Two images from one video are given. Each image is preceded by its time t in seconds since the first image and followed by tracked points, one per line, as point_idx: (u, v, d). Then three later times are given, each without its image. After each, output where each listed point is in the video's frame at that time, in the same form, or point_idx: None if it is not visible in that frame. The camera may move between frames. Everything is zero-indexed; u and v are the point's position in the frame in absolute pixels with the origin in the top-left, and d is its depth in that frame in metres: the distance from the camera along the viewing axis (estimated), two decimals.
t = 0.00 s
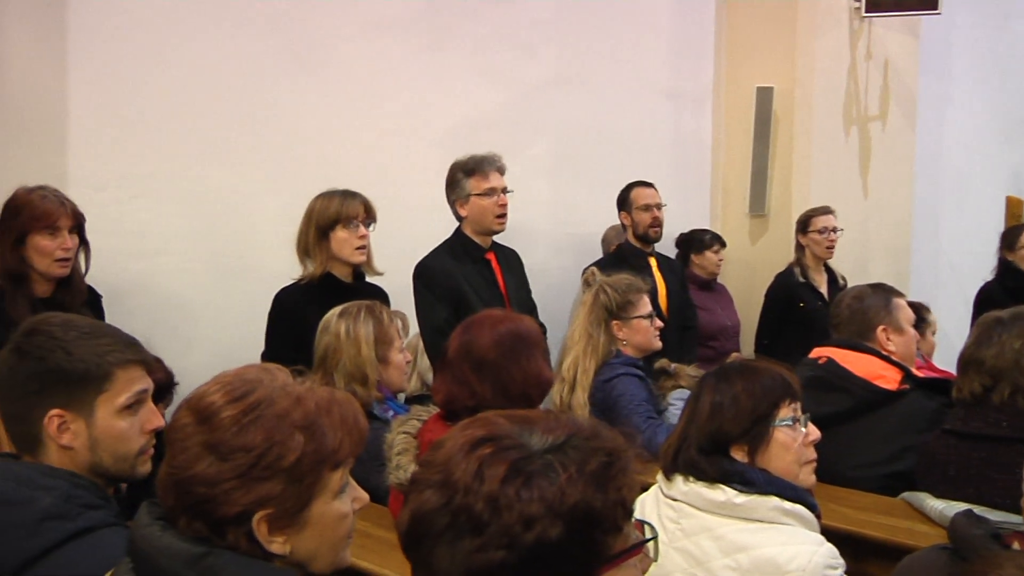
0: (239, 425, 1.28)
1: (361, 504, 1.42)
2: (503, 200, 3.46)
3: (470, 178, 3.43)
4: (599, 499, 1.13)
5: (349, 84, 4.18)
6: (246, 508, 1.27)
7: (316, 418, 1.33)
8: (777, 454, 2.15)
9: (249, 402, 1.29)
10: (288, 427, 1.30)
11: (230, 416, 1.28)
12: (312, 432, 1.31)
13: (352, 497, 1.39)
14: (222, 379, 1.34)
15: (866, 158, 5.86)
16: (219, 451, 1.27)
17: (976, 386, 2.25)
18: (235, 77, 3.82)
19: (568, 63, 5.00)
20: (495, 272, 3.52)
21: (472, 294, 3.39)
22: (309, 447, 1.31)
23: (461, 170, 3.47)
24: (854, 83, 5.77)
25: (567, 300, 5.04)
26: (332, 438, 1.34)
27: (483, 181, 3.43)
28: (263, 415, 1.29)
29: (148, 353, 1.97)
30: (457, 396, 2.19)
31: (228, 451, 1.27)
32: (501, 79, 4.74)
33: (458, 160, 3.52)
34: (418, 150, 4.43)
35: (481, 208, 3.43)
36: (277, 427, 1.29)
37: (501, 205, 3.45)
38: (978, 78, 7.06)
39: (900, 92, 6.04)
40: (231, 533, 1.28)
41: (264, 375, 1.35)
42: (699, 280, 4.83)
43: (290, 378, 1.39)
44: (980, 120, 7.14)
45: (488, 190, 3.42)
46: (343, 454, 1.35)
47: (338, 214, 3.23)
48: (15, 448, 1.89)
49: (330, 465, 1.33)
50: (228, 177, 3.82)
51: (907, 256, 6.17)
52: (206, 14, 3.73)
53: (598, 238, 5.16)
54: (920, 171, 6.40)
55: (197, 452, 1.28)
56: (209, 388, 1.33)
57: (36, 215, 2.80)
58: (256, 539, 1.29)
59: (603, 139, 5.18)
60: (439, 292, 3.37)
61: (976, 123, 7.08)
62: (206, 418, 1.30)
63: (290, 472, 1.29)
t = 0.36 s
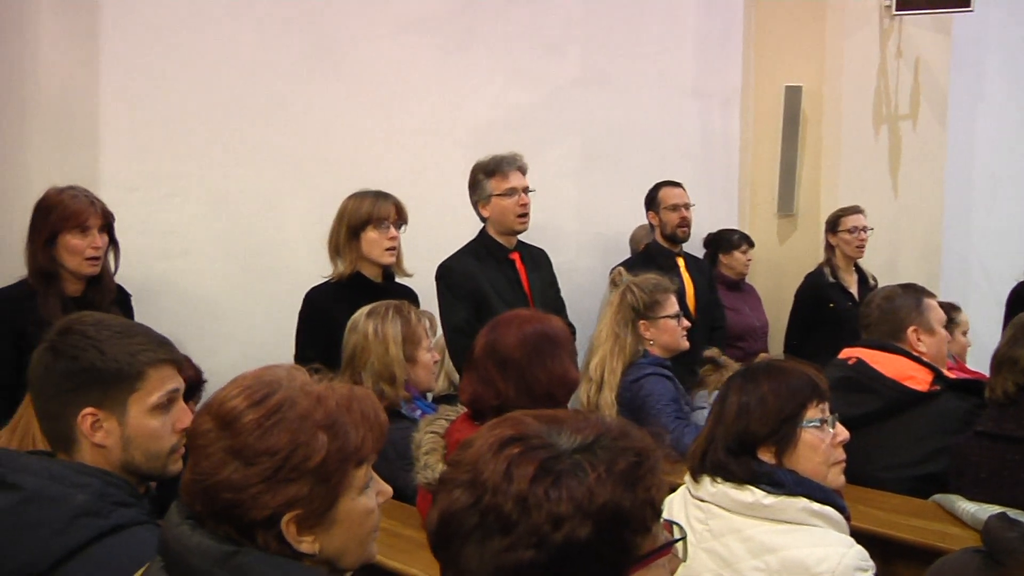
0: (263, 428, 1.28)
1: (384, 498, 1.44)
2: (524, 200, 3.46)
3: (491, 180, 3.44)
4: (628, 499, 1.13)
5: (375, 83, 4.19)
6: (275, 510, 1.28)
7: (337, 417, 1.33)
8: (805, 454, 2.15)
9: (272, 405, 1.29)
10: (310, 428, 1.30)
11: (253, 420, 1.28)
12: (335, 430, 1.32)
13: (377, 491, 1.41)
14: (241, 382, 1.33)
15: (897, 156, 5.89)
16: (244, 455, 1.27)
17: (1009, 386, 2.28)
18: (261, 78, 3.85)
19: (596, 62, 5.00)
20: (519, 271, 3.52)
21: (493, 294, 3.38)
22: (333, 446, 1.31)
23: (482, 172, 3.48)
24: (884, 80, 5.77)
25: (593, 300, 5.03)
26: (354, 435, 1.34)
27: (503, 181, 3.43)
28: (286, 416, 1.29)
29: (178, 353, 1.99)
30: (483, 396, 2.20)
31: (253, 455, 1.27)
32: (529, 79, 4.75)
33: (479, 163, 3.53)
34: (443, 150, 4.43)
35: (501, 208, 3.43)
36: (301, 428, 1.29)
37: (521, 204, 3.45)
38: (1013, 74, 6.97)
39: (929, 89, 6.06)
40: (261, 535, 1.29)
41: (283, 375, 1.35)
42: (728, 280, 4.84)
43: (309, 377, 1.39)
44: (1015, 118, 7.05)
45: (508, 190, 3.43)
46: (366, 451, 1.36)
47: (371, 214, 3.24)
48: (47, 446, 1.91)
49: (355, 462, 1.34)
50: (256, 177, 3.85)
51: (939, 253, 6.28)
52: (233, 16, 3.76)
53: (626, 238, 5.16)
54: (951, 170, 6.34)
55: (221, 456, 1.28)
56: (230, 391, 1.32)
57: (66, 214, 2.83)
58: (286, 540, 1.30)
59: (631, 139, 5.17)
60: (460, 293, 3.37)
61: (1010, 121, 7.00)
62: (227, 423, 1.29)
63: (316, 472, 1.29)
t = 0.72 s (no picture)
0: (292, 435, 1.28)
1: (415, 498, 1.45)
2: (557, 204, 3.46)
3: (525, 184, 3.46)
4: (665, 503, 1.12)
5: (412, 88, 4.21)
6: (307, 516, 1.28)
7: (366, 420, 1.33)
8: (842, 460, 2.14)
9: (301, 411, 1.29)
10: (339, 433, 1.30)
11: (282, 428, 1.28)
12: (364, 435, 1.32)
13: (409, 491, 1.42)
14: (268, 390, 1.34)
15: (936, 165, 5.84)
16: (275, 463, 1.27)
17: None
18: (298, 82, 3.89)
19: (631, 66, 4.99)
20: (554, 275, 3.52)
21: (526, 297, 3.38)
22: (363, 450, 1.31)
23: (517, 176, 3.51)
24: (923, 84, 5.69)
25: (628, 305, 5.02)
26: (384, 438, 1.35)
27: (536, 186, 3.45)
28: (314, 422, 1.29)
29: (216, 356, 2.01)
30: (516, 399, 2.19)
31: (283, 463, 1.27)
32: (564, 83, 4.75)
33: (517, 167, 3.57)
34: (479, 154, 4.44)
35: (535, 212, 3.44)
36: (330, 434, 1.29)
37: (555, 208, 3.46)
38: None
39: (970, 91, 5.97)
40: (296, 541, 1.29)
41: (310, 381, 1.35)
42: (764, 285, 4.80)
43: (336, 383, 1.39)
44: None
45: (541, 195, 3.44)
46: (396, 453, 1.36)
47: (410, 219, 3.26)
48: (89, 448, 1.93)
49: (385, 465, 1.34)
50: (291, 182, 3.88)
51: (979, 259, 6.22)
52: (271, 22, 3.80)
53: (662, 241, 5.15)
54: (991, 173, 6.27)
55: (252, 464, 1.28)
56: (259, 400, 1.32)
57: (108, 218, 2.86)
58: (320, 545, 1.31)
59: (667, 142, 5.16)
60: (494, 297, 3.38)
61: None
62: (258, 431, 1.29)
63: (347, 477, 1.29)
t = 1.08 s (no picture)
0: (348, 437, 1.29)
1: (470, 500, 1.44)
2: (614, 204, 3.45)
3: (582, 185, 3.46)
4: (725, 505, 1.11)
5: (467, 88, 4.27)
6: (361, 519, 1.29)
7: (420, 423, 1.33)
8: (901, 463, 2.10)
9: (356, 413, 1.30)
10: (393, 436, 1.30)
11: (337, 430, 1.29)
12: (418, 438, 1.32)
13: (464, 493, 1.42)
14: (324, 392, 1.35)
15: (997, 160, 5.87)
16: (329, 465, 1.28)
17: None
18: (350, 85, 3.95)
19: (688, 65, 4.97)
20: (612, 273, 3.51)
21: (581, 297, 3.39)
22: (416, 454, 1.31)
23: (575, 177, 3.54)
24: (985, 80, 5.74)
25: (682, 306, 4.99)
26: (438, 441, 1.35)
27: (593, 186, 3.44)
28: (369, 425, 1.30)
29: (276, 356, 2.03)
30: (569, 399, 2.19)
31: (337, 465, 1.28)
32: (620, 82, 4.74)
33: (574, 169, 3.59)
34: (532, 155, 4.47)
35: (592, 212, 3.46)
36: (384, 437, 1.30)
37: (612, 209, 3.45)
38: None
39: None
40: (349, 542, 1.30)
41: (367, 384, 1.36)
42: (820, 286, 4.75)
43: (393, 385, 1.40)
44: None
45: (598, 195, 3.44)
46: (450, 456, 1.36)
47: (471, 219, 3.28)
48: (149, 445, 1.96)
49: (439, 468, 1.34)
50: (345, 183, 3.96)
51: None
52: (327, 24, 3.90)
53: (716, 241, 5.11)
54: None
55: (308, 465, 1.30)
56: (316, 401, 1.34)
57: (176, 215, 2.91)
58: (373, 546, 1.31)
59: (723, 142, 5.11)
60: (549, 297, 3.39)
61: None
62: (314, 432, 1.31)
63: (400, 481, 1.30)
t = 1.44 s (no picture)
0: (412, 428, 1.28)
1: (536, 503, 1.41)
2: (686, 202, 3.45)
3: (655, 181, 3.48)
4: (799, 507, 1.07)
5: (532, 87, 4.31)
6: (418, 510, 1.28)
7: (484, 420, 1.31)
8: (974, 464, 2.06)
9: (421, 405, 1.29)
10: (457, 431, 1.29)
11: (402, 421, 1.29)
12: (481, 434, 1.30)
13: (529, 495, 1.39)
14: (394, 383, 1.35)
15: None
16: (391, 454, 1.28)
17: None
18: (416, 84, 4.02)
19: (754, 60, 4.92)
20: (683, 273, 3.52)
21: (649, 294, 3.40)
22: (478, 450, 1.30)
23: (649, 172, 3.53)
24: None
25: (748, 304, 4.95)
26: (501, 438, 1.32)
27: (666, 183, 3.46)
28: (433, 418, 1.28)
29: (346, 355, 2.03)
30: (632, 396, 2.17)
31: (399, 454, 1.28)
32: (684, 79, 4.73)
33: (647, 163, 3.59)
34: (597, 153, 4.49)
35: (664, 209, 3.46)
36: (447, 430, 1.28)
37: (684, 206, 3.45)
38: None
39: None
40: (407, 533, 1.30)
41: (436, 377, 1.35)
42: (888, 283, 4.72)
43: (463, 379, 1.38)
44: None
45: (670, 192, 3.45)
46: (514, 455, 1.34)
47: (528, 218, 3.28)
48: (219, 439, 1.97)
49: (501, 466, 1.32)
50: (411, 180, 4.02)
51: None
52: (394, 24, 3.96)
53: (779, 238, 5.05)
54: None
55: (372, 454, 1.30)
56: (385, 391, 1.34)
57: (252, 209, 2.96)
58: (431, 539, 1.31)
59: (789, 138, 5.06)
60: (618, 294, 3.40)
61: None
62: (380, 422, 1.31)
63: (459, 475, 1.28)
